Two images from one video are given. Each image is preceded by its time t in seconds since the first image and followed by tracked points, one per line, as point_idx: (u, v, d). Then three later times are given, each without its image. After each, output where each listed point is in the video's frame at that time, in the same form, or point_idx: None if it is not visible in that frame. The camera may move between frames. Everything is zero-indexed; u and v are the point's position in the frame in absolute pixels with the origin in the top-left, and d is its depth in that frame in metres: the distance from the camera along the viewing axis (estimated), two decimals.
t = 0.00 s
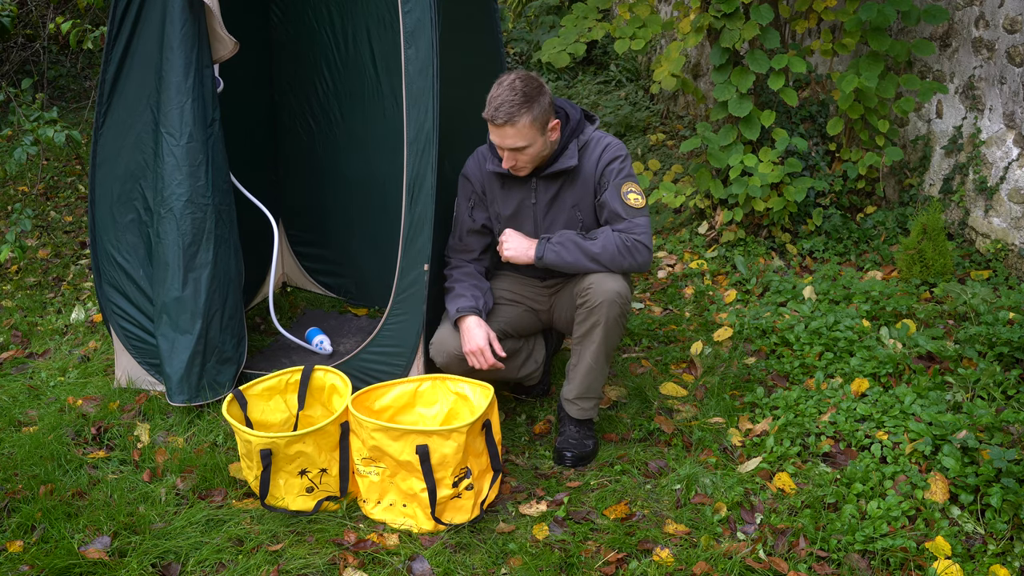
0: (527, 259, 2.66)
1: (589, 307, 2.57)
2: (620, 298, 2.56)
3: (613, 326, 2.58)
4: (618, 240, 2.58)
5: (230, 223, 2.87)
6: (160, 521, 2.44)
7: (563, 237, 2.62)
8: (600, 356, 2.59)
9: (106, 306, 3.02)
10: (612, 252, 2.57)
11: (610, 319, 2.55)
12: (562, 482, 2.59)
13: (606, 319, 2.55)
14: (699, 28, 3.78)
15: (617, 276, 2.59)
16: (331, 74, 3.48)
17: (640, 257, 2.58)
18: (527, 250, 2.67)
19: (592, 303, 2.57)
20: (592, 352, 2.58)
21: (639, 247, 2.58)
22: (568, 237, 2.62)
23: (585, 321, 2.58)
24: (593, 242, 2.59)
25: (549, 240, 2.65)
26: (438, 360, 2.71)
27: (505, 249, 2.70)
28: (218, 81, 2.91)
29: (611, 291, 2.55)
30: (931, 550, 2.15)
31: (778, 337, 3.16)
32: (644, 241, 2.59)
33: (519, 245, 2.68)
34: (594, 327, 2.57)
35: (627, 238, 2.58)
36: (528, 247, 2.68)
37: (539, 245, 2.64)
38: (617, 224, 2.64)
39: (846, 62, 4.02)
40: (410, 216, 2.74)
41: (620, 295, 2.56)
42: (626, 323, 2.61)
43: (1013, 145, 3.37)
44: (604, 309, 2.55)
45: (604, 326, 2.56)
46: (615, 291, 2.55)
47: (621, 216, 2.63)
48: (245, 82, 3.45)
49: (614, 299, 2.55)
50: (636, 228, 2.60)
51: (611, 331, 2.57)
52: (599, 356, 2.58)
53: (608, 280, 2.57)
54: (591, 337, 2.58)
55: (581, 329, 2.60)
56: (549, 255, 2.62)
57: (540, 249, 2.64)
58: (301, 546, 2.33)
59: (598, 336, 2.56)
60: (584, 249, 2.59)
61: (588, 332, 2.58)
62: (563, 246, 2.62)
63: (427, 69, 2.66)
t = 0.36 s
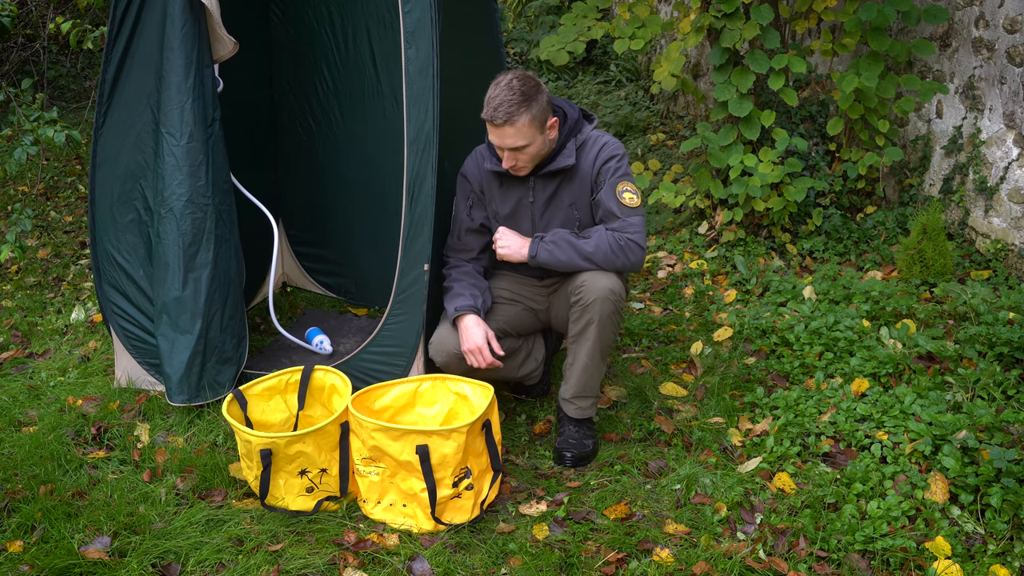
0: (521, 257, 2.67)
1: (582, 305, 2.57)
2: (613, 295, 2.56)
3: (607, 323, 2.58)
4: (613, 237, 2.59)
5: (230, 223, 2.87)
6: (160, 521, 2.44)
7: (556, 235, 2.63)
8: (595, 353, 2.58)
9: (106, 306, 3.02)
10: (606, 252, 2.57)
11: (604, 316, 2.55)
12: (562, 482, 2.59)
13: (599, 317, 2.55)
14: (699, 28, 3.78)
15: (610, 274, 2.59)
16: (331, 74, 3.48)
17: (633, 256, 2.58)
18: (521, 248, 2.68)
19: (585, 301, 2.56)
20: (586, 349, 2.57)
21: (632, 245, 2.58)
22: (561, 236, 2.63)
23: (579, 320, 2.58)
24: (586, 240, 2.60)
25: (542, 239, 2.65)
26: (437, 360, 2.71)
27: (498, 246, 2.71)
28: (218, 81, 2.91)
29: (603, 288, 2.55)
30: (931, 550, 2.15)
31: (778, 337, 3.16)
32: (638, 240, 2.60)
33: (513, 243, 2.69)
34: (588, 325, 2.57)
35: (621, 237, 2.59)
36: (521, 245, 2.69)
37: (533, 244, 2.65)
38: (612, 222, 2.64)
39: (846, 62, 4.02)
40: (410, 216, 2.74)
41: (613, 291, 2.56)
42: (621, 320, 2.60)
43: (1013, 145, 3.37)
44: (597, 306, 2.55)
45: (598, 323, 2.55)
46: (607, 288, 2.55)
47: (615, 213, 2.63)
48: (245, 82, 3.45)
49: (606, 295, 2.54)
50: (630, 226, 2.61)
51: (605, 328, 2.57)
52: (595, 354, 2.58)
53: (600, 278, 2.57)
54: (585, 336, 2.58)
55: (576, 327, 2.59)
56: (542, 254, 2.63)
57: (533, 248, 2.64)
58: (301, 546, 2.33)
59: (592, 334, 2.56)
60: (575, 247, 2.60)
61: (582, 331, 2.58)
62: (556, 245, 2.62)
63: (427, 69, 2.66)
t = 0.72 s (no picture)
0: (525, 258, 2.67)
1: (587, 300, 2.57)
2: (618, 289, 2.56)
3: (612, 319, 2.58)
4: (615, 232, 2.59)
5: (230, 223, 2.87)
6: (160, 521, 2.44)
7: (558, 234, 2.63)
8: (600, 349, 2.58)
9: (106, 306, 3.02)
10: (610, 247, 2.58)
11: (609, 311, 2.55)
12: (562, 482, 2.59)
13: (604, 312, 2.55)
14: (699, 28, 3.78)
15: (614, 269, 2.59)
16: (331, 74, 3.48)
17: (635, 250, 2.58)
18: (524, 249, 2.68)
19: (589, 296, 2.56)
20: (591, 346, 2.57)
21: (634, 239, 2.59)
22: (564, 234, 2.63)
23: (583, 316, 2.58)
24: (589, 237, 2.60)
25: (544, 240, 2.65)
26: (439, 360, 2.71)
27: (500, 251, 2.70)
28: (218, 81, 2.91)
29: (607, 283, 2.55)
30: (931, 550, 2.15)
31: (778, 337, 3.16)
32: (640, 235, 2.60)
33: (516, 245, 2.69)
34: (592, 321, 2.57)
35: (624, 232, 2.59)
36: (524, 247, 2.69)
37: (536, 244, 2.65)
38: (613, 217, 2.64)
39: (846, 62, 4.02)
40: (410, 216, 2.74)
41: (617, 286, 2.56)
42: (625, 316, 2.61)
43: (1013, 145, 3.37)
44: (602, 302, 2.55)
45: (603, 319, 2.55)
46: (612, 283, 2.55)
47: (617, 209, 2.63)
48: (246, 82, 3.45)
49: (611, 290, 2.55)
50: (632, 222, 2.61)
51: (610, 324, 2.57)
52: (599, 350, 2.58)
53: (604, 273, 2.57)
54: (590, 332, 2.57)
55: (580, 324, 2.59)
56: (545, 253, 2.63)
57: (537, 248, 2.64)
58: (301, 546, 2.33)
59: (597, 330, 2.56)
60: (579, 244, 2.60)
61: (586, 327, 2.58)
62: (560, 244, 2.62)
63: (427, 69, 2.66)
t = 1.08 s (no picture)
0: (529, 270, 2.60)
1: (588, 301, 2.57)
2: (619, 289, 2.56)
3: (613, 319, 2.58)
4: (614, 230, 2.59)
5: (230, 223, 2.87)
6: (160, 521, 2.44)
7: (559, 239, 2.60)
8: (602, 350, 2.59)
9: (106, 306, 3.02)
10: (611, 246, 2.57)
11: (610, 310, 2.55)
12: (562, 482, 2.59)
13: (605, 312, 2.55)
14: (699, 28, 3.78)
15: (616, 269, 2.60)
16: (331, 74, 3.48)
17: (635, 248, 2.59)
18: (525, 262, 2.60)
19: (591, 296, 2.57)
20: (593, 346, 2.58)
21: (634, 236, 2.59)
22: (565, 239, 2.60)
23: (585, 316, 2.58)
24: (589, 238, 2.58)
25: (545, 248, 2.59)
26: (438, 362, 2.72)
27: (500, 270, 2.60)
28: (218, 81, 2.91)
29: (609, 282, 2.55)
30: (931, 550, 2.15)
31: (778, 337, 3.16)
32: (640, 232, 2.60)
33: (516, 259, 2.61)
34: (594, 321, 2.57)
35: (623, 229, 2.58)
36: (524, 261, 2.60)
37: (537, 254, 2.59)
38: (612, 213, 2.64)
39: (846, 62, 4.02)
40: (410, 216, 2.74)
41: (618, 286, 2.56)
42: (626, 316, 2.61)
43: (1013, 145, 3.37)
44: (604, 302, 2.55)
45: (605, 319, 2.55)
46: (613, 282, 2.56)
47: (616, 205, 2.63)
48: (246, 82, 3.45)
49: (613, 290, 2.55)
50: (631, 218, 2.61)
51: (611, 325, 2.57)
52: (600, 350, 2.58)
53: (606, 272, 2.57)
54: (591, 333, 2.58)
55: (581, 324, 2.60)
56: (548, 260, 2.58)
57: (538, 257, 2.59)
58: (301, 546, 2.33)
59: (598, 330, 2.56)
60: (581, 247, 2.58)
61: (588, 328, 2.58)
62: (561, 249, 2.59)
63: (427, 69, 2.66)
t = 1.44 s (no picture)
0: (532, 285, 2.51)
1: (587, 304, 2.57)
2: (618, 293, 2.56)
3: (612, 322, 2.58)
4: (611, 231, 2.58)
5: (230, 223, 2.87)
6: (160, 521, 2.44)
7: (560, 250, 2.53)
8: (600, 352, 2.59)
9: (106, 306, 3.02)
10: (610, 250, 2.55)
11: (609, 313, 2.55)
12: (562, 482, 2.59)
13: (604, 315, 2.55)
14: (699, 28, 3.78)
15: (614, 272, 2.58)
16: (331, 74, 3.48)
17: (632, 250, 2.58)
18: (530, 276, 2.51)
19: (591, 300, 2.56)
20: (591, 348, 2.58)
21: (630, 237, 2.59)
22: (565, 249, 2.53)
23: (583, 319, 2.58)
24: (588, 245, 2.54)
25: (548, 261, 2.50)
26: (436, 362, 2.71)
27: (505, 288, 2.49)
28: (218, 81, 2.91)
29: (609, 286, 2.54)
30: (931, 550, 2.15)
31: (778, 337, 3.16)
32: (636, 232, 2.60)
33: (517, 274, 2.51)
34: (593, 324, 2.57)
35: (618, 229, 2.58)
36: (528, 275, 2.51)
37: (541, 266, 2.50)
38: (609, 212, 2.63)
39: (846, 63, 4.02)
40: (410, 217, 2.74)
41: (618, 290, 2.56)
42: (625, 318, 2.61)
43: (1013, 145, 3.37)
44: (602, 304, 2.55)
45: (604, 321, 2.55)
46: (613, 286, 2.55)
47: (613, 204, 2.62)
48: (246, 82, 3.45)
49: (612, 293, 2.54)
50: (627, 218, 2.60)
51: (610, 327, 2.57)
52: (599, 352, 2.58)
53: (606, 277, 2.56)
54: (590, 334, 2.58)
55: (580, 326, 2.60)
56: (552, 271, 2.50)
57: (543, 270, 2.50)
58: (301, 546, 2.33)
59: (598, 333, 2.56)
60: (582, 255, 2.53)
61: (587, 330, 2.58)
62: (563, 259, 2.52)
63: (427, 69, 2.66)
